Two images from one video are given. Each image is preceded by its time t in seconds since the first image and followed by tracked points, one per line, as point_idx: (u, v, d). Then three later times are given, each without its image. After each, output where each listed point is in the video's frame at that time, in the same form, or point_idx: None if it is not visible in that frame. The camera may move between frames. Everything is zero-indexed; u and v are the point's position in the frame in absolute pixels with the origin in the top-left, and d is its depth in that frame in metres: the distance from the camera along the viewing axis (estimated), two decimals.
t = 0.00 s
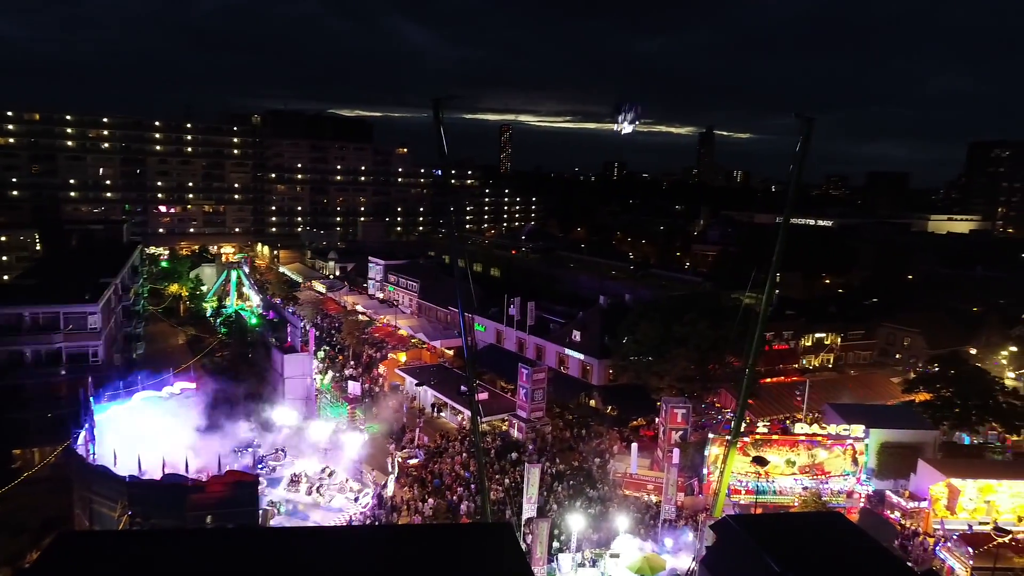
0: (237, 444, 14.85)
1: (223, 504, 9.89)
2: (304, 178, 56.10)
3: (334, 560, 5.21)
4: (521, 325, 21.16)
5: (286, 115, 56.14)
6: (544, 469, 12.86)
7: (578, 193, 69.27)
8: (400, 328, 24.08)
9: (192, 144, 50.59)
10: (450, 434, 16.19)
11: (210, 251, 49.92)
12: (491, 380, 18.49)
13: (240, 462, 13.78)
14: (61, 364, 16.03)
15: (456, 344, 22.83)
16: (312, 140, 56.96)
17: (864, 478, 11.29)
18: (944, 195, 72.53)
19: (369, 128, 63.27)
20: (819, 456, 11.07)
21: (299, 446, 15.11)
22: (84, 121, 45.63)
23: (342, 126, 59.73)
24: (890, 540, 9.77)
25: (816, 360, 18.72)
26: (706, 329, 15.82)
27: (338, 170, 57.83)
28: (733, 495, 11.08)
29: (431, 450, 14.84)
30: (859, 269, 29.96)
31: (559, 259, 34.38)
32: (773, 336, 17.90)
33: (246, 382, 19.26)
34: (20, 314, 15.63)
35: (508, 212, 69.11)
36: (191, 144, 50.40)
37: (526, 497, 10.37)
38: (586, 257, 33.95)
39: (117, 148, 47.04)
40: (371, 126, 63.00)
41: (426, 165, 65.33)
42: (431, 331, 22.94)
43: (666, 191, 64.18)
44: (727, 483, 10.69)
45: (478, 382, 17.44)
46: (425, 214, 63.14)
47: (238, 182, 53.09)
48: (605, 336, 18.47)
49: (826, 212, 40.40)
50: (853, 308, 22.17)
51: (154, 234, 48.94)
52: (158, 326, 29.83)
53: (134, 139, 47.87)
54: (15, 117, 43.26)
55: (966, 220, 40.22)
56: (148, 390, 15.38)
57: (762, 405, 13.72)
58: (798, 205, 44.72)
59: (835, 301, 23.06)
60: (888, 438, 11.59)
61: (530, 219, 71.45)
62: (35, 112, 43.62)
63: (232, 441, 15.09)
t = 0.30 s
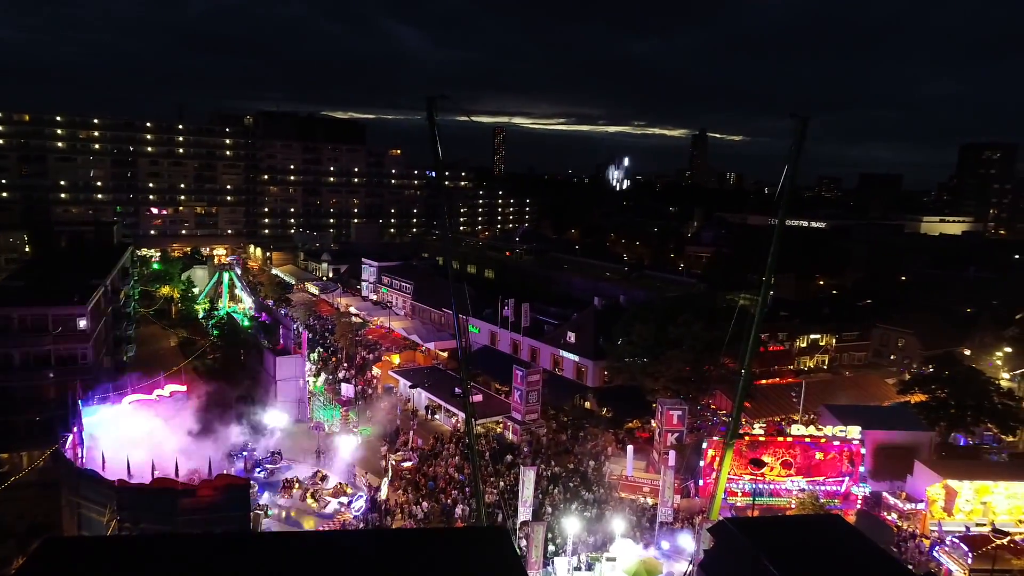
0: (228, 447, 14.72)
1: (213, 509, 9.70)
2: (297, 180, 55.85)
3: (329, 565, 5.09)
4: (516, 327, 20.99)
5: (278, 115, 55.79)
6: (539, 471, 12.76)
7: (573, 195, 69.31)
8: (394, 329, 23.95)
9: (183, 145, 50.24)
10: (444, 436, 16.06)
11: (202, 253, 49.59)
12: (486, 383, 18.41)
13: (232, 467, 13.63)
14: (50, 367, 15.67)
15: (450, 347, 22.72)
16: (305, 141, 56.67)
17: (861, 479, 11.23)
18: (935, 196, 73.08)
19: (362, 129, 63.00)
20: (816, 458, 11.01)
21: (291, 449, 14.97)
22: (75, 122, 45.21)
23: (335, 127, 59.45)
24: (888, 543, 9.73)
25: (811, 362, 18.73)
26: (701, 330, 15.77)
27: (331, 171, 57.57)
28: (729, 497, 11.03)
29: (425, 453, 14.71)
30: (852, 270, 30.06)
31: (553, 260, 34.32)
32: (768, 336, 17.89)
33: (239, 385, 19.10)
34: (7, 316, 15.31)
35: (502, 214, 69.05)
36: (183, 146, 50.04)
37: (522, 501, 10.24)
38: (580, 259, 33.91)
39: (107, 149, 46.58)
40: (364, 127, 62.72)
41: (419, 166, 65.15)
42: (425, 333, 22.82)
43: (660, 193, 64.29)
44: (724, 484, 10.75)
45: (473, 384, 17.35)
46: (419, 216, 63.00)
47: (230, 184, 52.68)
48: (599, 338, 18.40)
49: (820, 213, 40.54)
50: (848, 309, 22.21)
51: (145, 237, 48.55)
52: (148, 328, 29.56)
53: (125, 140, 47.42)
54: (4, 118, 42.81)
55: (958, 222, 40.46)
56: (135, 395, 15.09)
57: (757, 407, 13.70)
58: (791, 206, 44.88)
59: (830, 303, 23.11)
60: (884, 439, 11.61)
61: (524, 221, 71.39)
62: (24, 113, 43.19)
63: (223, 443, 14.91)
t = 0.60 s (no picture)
0: (227, 448, 14.65)
1: (212, 511, 9.63)
2: (297, 180, 55.80)
3: (328, 569, 5.02)
4: (517, 327, 20.89)
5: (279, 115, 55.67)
6: (541, 473, 12.70)
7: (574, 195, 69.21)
8: (395, 329, 23.86)
9: (184, 145, 50.21)
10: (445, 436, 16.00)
11: (203, 253, 49.53)
12: (487, 383, 18.33)
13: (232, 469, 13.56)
14: (48, 367, 15.59)
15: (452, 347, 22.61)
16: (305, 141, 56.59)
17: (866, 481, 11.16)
18: (937, 196, 72.92)
19: (363, 129, 62.91)
20: (820, 460, 10.94)
21: (291, 451, 14.87)
22: (75, 122, 45.15)
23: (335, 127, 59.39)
24: (894, 546, 9.61)
25: (814, 362, 18.65)
26: (704, 330, 15.69)
27: (332, 171, 57.50)
28: (733, 499, 10.96)
29: (426, 454, 14.61)
30: (855, 270, 29.98)
31: (555, 261, 34.25)
32: (772, 337, 17.82)
33: (239, 385, 19.08)
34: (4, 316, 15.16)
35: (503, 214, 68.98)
36: (183, 145, 50.02)
37: (523, 504, 10.14)
38: (581, 259, 33.87)
39: (107, 149, 46.51)
40: (365, 127, 62.63)
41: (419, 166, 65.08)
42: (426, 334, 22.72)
43: (662, 193, 64.22)
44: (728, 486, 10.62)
45: (474, 385, 17.25)
46: (420, 216, 62.99)
47: (231, 183, 52.58)
48: (601, 338, 18.33)
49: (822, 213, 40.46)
50: (851, 309, 22.12)
51: (145, 236, 48.53)
52: (148, 329, 29.50)
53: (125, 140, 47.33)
54: (4, 118, 42.78)
55: (960, 222, 40.35)
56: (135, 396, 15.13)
57: (760, 408, 13.62)
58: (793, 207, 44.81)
59: (833, 303, 23.02)
60: (889, 441, 11.52)
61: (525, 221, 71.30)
62: (24, 112, 43.16)
63: (222, 444, 14.81)
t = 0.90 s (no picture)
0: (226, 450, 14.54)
1: (209, 515, 9.52)
2: (298, 180, 55.69)
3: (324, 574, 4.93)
4: (519, 328, 20.78)
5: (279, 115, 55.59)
6: (542, 476, 12.61)
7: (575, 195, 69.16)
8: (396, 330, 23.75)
9: (184, 145, 50.12)
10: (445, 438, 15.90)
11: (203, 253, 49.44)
12: (488, 384, 18.22)
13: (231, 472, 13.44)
14: (46, 369, 15.45)
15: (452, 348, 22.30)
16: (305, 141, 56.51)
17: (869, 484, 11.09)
18: (938, 197, 72.76)
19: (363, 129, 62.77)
20: (823, 462, 10.84)
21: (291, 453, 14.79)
22: (75, 122, 45.05)
23: (336, 127, 59.28)
24: (901, 549, 9.48)
25: (817, 363, 18.56)
26: (706, 331, 15.65)
27: (333, 171, 57.40)
28: (736, 503, 10.88)
29: (426, 457, 14.46)
30: (857, 271, 29.90)
31: (556, 261, 34.16)
32: (775, 339, 17.90)
33: (239, 387, 19.00)
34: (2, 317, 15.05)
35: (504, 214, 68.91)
36: (183, 145, 49.92)
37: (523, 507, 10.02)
38: (582, 259, 33.80)
39: (107, 149, 46.39)
40: (365, 127, 62.50)
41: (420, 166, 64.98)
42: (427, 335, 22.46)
43: (663, 193, 64.15)
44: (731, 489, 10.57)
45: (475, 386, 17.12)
46: (420, 216, 63.00)
47: (231, 183, 52.46)
48: (603, 339, 18.24)
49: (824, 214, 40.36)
50: (853, 310, 22.04)
51: (146, 236, 48.51)
52: (148, 329, 29.39)
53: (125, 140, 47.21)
54: (4, 118, 42.70)
55: (963, 222, 40.26)
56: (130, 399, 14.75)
57: (763, 410, 13.55)
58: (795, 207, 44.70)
59: (835, 304, 22.93)
60: (893, 443, 11.43)
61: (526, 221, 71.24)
62: (24, 112, 43.07)
63: (221, 446, 14.71)
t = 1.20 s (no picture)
0: (225, 452, 14.40)
1: (208, 519, 9.42)
2: (299, 180, 55.60)
3: None
4: (520, 328, 20.66)
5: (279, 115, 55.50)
6: (544, 479, 12.49)
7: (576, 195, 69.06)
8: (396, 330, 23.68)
9: (184, 145, 50.05)
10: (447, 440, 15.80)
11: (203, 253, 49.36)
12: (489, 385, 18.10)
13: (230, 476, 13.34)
14: (43, 371, 15.36)
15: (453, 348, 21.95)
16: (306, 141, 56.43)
17: (874, 487, 11.03)
18: (941, 196, 72.43)
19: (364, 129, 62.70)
20: (828, 465, 10.75)
21: (293, 455, 14.71)
22: (75, 122, 44.96)
23: (337, 127, 59.20)
24: (905, 554, 9.47)
25: (821, 364, 18.46)
26: (708, 331, 15.66)
27: (333, 171, 57.32)
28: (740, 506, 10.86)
29: (426, 459, 14.34)
30: (859, 271, 29.79)
31: (557, 261, 34.04)
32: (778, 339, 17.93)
33: (239, 388, 18.90)
34: None
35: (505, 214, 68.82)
36: (184, 145, 49.84)
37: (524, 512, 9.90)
38: (583, 259, 33.69)
39: (108, 149, 46.31)
40: (366, 126, 62.42)
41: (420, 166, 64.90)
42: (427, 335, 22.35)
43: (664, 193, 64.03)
44: (734, 493, 10.64)
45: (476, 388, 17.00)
46: (421, 216, 62.94)
47: (232, 183, 52.38)
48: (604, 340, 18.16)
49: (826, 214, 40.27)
50: (856, 310, 21.94)
51: (146, 236, 48.46)
52: (147, 330, 29.31)
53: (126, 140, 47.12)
54: (5, 118, 42.63)
55: (965, 222, 40.14)
56: (129, 400, 14.65)
57: (766, 412, 13.49)
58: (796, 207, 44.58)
59: (837, 304, 22.85)
60: (898, 446, 11.32)
61: (527, 221, 71.13)
62: (24, 112, 42.98)
63: (220, 448, 14.57)
